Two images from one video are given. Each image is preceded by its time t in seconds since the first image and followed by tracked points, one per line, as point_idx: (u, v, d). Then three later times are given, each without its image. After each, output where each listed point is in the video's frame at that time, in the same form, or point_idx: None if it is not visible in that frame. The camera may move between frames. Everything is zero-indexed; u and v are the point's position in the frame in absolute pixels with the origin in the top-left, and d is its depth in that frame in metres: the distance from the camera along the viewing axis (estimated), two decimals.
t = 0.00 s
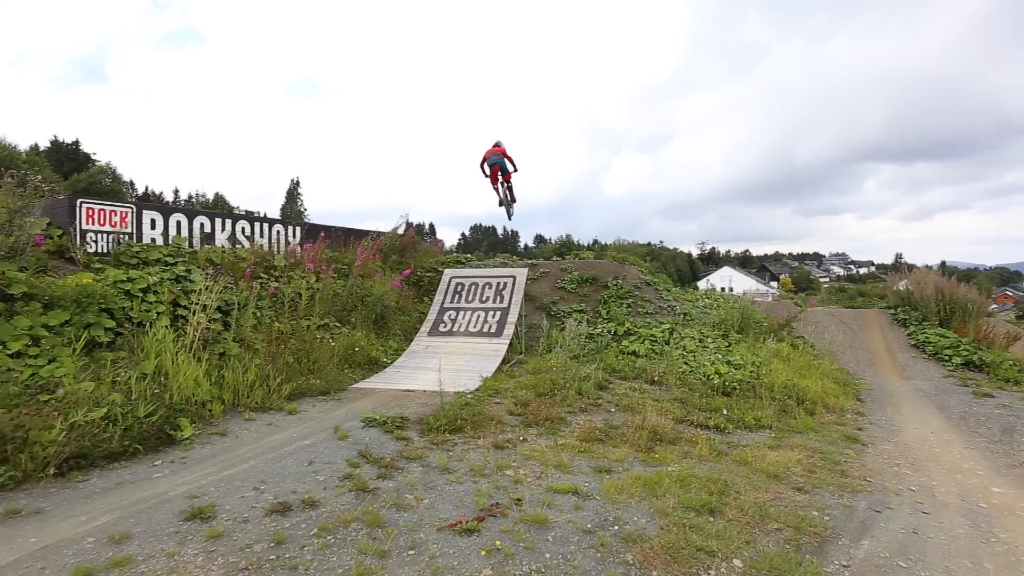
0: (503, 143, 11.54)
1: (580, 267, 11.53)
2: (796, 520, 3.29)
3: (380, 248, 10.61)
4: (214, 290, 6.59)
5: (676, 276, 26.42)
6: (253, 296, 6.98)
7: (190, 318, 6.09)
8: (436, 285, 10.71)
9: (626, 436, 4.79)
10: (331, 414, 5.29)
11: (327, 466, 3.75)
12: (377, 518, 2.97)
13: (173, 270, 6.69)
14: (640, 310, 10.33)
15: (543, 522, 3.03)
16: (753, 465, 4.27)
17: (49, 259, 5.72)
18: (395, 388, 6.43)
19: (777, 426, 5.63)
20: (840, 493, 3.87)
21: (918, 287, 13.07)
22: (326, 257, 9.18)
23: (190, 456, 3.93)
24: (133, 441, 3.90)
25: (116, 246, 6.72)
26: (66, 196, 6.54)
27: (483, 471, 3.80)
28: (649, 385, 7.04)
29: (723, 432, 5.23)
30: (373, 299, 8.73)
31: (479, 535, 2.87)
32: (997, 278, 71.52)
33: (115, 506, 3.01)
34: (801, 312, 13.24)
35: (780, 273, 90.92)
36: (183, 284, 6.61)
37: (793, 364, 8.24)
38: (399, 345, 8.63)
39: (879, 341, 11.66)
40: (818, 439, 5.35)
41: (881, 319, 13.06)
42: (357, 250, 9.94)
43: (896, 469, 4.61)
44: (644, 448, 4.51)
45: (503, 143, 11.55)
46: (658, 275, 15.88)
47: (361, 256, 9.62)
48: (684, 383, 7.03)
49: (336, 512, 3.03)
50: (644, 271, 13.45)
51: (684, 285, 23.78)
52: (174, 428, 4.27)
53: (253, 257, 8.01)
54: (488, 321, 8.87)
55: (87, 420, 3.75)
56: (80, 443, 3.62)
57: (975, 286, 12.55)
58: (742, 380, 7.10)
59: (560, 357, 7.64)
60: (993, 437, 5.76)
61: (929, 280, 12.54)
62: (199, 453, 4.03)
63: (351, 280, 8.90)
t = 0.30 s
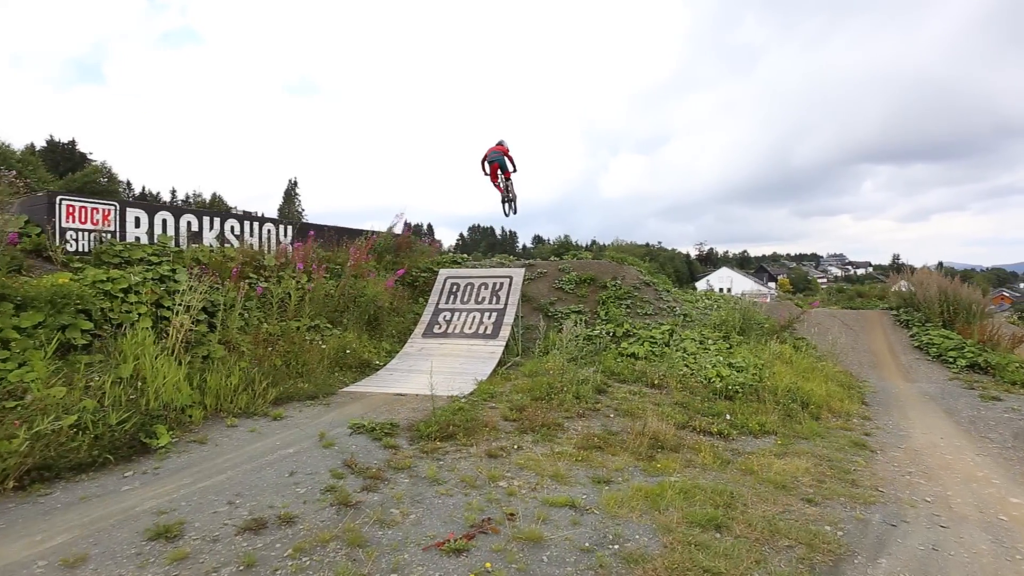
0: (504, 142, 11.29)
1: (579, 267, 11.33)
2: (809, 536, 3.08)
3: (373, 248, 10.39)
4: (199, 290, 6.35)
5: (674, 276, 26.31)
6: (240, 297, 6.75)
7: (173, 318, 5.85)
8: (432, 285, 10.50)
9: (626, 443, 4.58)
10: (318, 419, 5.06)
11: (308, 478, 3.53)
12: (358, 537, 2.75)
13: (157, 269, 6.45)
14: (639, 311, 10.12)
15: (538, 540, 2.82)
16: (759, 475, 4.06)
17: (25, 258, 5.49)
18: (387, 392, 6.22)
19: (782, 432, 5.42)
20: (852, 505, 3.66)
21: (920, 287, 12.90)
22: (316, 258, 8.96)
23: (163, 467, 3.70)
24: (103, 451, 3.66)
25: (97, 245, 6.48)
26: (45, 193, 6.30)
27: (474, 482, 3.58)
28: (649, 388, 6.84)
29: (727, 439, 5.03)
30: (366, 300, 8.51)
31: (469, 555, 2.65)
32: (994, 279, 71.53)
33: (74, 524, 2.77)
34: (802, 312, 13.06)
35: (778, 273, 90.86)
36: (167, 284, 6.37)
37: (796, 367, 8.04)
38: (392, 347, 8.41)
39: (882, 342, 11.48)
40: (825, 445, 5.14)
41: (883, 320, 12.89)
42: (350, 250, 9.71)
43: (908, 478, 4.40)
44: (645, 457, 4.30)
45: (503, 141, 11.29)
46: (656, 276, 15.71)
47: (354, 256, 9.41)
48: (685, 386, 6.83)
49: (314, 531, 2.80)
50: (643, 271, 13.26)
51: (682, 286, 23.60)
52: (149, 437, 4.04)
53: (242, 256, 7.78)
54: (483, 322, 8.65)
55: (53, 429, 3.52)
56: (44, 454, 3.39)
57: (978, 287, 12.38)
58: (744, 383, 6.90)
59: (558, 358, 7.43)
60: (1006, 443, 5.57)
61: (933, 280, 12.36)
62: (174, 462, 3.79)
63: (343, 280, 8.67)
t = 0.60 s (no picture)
0: (503, 143, 10.97)
1: (575, 266, 11.02)
2: (829, 563, 2.77)
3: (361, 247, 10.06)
4: (173, 290, 6.01)
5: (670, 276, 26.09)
6: (218, 297, 6.40)
7: (143, 320, 5.50)
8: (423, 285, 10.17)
9: (625, 455, 4.26)
10: (296, 429, 4.71)
11: (276, 498, 3.20)
12: (324, 569, 2.43)
13: (129, 268, 6.10)
14: (636, 312, 9.82)
15: (527, 571, 2.50)
16: (768, 490, 3.75)
17: None
18: (372, 398, 5.89)
19: (789, 439, 5.12)
20: (872, 524, 3.36)
21: (922, 287, 12.65)
22: (302, 257, 8.61)
23: (117, 484, 3.36)
24: (49, 468, 3.32)
25: (65, 242, 6.13)
26: (9, 187, 5.94)
27: (460, 501, 3.26)
28: (648, 392, 6.54)
29: (732, 448, 4.72)
30: (353, 301, 8.16)
31: None
32: (988, 278, 71.75)
33: None
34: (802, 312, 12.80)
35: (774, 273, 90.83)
36: (139, 284, 6.02)
37: (800, 369, 7.75)
38: (380, 349, 8.08)
39: (884, 343, 11.22)
40: (835, 454, 4.84)
41: (884, 320, 12.64)
42: (338, 248, 9.36)
43: (927, 491, 4.09)
44: (645, 469, 3.99)
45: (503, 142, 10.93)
46: (654, 276, 15.42)
47: (341, 255, 9.07)
48: (686, 390, 6.53)
49: (274, 562, 2.47)
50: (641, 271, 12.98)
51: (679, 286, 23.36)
52: (105, 450, 3.70)
53: (223, 255, 7.43)
54: (476, 324, 8.33)
55: None
56: None
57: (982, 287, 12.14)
58: (747, 387, 6.60)
59: (553, 361, 7.12)
60: None
61: (935, 280, 12.11)
62: (131, 479, 3.46)
63: (329, 280, 8.33)
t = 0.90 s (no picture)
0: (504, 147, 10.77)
1: (573, 267, 10.83)
2: None
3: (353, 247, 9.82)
4: (156, 291, 5.78)
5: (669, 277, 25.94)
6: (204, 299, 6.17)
7: (123, 322, 5.28)
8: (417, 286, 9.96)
9: (625, 464, 4.05)
10: (281, 436, 4.49)
11: (253, 514, 2.98)
12: None
13: (111, 269, 5.88)
14: (636, 313, 9.62)
15: None
16: (777, 503, 3.55)
17: None
18: (362, 403, 5.68)
19: (796, 447, 4.92)
20: (889, 540, 3.16)
21: (924, 289, 12.49)
22: (293, 258, 8.40)
23: (83, 499, 3.13)
24: (10, 482, 3.11)
25: (44, 242, 5.91)
26: None
27: (450, 517, 3.05)
28: (648, 397, 6.34)
29: (737, 457, 4.52)
30: (345, 302, 7.94)
31: None
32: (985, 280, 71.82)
33: None
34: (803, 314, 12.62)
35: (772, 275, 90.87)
36: (121, 285, 5.80)
37: (803, 373, 7.57)
38: (373, 353, 7.87)
39: (887, 345, 11.04)
40: (844, 463, 4.64)
41: (887, 322, 12.47)
42: (330, 249, 9.15)
43: (943, 503, 3.88)
44: (647, 480, 3.78)
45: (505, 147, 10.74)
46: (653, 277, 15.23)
47: (333, 256, 8.86)
48: (688, 395, 6.33)
49: None
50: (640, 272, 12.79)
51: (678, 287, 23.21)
52: (73, 462, 3.48)
53: (210, 255, 7.21)
54: (471, 326, 8.12)
55: None
56: None
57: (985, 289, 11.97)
58: (750, 391, 6.40)
59: (550, 364, 6.90)
60: None
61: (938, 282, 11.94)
62: (99, 493, 3.24)
63: (321, 281, 8.11)
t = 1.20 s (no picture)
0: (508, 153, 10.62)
1: (571, 269, 10.63)
2: None
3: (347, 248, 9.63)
4: (139, 292, 5.56)
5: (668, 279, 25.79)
6: (190, 301, 5.96)
7: (103, 325, 5.07)
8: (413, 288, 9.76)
9: (627, 476, 3.85)
10: (266, 446, 4.28)
11: (228, 534, 2.77)
12: None
13: (92, 270, 5.66)
14: (636, 315, 9.43)
15: None
16: (788, 518, 3.35)
17: None
18: (353, 409, 5.47)
19: (804, 456, 4.72)
20: (909, 560, 2.96)
21: (927, 291, 12.33)
22: (285, 259, 8.20)
23: (47, 517, 2.92)
24: None
25: (23, 242, 5.70)
26: None
27: (440, 536, 2.84)
28: (650, 403, 6.14)
29: (744, 467, 4.32)
30: (337, 304, 7.73)
31: None
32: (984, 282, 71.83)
33: None
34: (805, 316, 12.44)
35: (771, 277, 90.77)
36: (103, 287, 5.58)
37: (808, 377, 7.38)
38: (367, 356, 7.67)
39: (891, 348, 10.87)
40: (855, 473, 4.45)
41: (890, 324, 12.30)
42: (323, 250, 8.94)
43: (961, 517, 3.69)
44: (650, 493, 3.58)
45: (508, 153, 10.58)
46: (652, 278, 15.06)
47: (326, 257, 8.66)
48: (690, 401, 6.14)
49: None
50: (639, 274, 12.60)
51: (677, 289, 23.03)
52: (40, 476, 3.28)
53: (198, 256, 7.00)
54: (467, 329, 7.92)
55: None
56: None
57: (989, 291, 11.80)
58: (754, 397, 6.21)
59: (549, 368, 6.71)
60: None
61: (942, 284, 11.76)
62: (65, 510, 3.03)
63: (313, 283, 7.91)
